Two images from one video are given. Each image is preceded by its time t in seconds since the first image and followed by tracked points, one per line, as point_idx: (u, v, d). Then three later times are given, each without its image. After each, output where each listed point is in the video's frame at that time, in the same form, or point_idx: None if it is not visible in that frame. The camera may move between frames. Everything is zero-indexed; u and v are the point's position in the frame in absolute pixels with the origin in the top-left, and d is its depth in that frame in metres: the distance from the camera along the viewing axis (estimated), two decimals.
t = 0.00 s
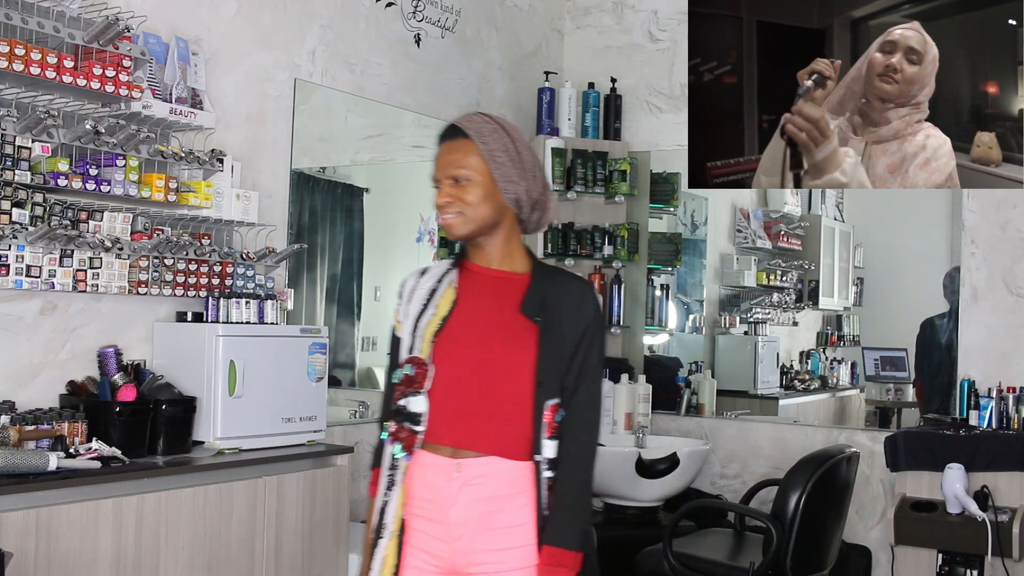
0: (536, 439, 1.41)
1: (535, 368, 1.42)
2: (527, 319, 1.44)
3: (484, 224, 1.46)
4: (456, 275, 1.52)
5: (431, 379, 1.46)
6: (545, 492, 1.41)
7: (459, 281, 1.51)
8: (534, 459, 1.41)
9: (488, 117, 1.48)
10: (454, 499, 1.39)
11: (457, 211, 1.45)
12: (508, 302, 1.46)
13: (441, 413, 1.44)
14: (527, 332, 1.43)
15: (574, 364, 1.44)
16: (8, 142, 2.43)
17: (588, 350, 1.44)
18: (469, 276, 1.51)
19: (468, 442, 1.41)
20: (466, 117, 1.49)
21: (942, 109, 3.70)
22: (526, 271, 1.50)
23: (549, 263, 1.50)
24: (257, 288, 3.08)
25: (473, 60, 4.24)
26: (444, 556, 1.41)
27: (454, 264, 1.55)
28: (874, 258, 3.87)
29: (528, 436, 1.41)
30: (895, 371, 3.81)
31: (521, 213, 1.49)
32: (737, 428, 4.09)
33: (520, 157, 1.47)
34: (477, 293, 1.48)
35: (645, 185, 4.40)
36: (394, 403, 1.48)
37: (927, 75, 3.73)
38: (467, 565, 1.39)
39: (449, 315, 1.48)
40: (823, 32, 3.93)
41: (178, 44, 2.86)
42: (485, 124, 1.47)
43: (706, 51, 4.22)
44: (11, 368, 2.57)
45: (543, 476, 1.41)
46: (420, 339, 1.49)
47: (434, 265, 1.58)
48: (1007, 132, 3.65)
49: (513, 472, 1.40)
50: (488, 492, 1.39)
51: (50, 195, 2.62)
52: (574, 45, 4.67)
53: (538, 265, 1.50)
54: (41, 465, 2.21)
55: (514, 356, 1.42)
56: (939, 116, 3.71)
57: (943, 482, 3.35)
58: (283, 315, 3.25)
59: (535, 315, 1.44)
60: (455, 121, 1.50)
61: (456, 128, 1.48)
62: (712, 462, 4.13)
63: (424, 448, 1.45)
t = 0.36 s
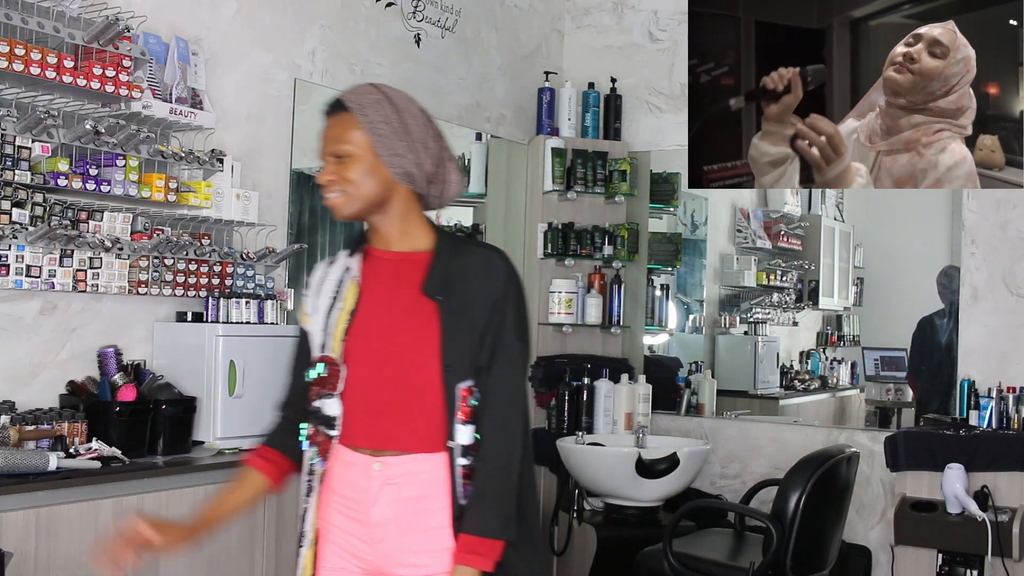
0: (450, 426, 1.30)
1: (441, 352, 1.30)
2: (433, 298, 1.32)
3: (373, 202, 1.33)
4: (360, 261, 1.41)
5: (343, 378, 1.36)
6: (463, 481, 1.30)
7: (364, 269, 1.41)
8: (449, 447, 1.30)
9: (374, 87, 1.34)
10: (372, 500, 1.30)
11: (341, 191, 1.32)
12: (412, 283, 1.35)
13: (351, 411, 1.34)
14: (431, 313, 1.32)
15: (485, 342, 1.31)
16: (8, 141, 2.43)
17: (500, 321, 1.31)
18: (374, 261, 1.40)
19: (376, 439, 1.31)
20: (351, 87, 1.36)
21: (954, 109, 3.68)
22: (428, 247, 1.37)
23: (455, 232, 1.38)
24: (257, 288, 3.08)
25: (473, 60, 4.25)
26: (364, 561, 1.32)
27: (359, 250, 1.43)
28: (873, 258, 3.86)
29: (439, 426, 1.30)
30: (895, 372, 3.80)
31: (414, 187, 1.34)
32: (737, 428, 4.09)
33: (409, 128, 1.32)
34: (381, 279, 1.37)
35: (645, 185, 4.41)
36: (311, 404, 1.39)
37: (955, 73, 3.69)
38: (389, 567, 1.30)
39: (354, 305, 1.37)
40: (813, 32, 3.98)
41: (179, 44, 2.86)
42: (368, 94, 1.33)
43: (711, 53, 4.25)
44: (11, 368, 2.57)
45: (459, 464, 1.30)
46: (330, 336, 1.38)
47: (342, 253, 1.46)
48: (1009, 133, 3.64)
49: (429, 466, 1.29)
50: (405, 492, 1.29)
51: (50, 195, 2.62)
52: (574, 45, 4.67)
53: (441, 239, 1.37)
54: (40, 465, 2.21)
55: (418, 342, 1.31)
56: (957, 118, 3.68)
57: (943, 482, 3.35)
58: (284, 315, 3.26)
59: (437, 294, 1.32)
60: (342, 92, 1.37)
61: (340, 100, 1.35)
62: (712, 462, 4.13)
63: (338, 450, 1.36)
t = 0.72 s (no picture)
0: (415, 412, 1.44)
1: (392, 346, 1.44)
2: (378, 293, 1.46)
3: (286, 207, 1.43)
4: (290, 266, 1.54)
5: (295, 388, 1.47)
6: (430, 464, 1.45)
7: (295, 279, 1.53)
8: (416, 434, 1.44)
9: (268, 87, 1.44)
10: (350, 503, 1.42)
11: (251, 199, 1.41)
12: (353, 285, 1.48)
13: (306, 418, 1.45)
14: (383, 307, 1.45)
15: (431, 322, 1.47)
16: (8, 141, 2.43)
17: (450, 306, 1.49)
18: (306, 264, 1.52)
19: (340, 442, 1.43)
20: (242, 90, 1.44)
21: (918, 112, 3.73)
22: (362, 236, 1.51)
23: (383, 219, 1.53)
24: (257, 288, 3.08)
25: (473, 60, 4.25)
26: (344, 558, 1.44)
27: (281, 257, 1.55)
28: (873, 258, 3.86)
29: (397, 419, 1.43)
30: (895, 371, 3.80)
31: (326, 180, 1.44)
32: (737, 428, 4.10)
33: (305, 128, 1.42)
34: (317, 285, 1.50)
35: (645, 185, 4.40)
36: (252, 418, 1.50)
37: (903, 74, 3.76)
38: (370, 564, 1.43)
39: (294, 313, 1.50)
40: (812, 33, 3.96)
41: (178, 44, 2.86)
42: (263, 95, 1.43)
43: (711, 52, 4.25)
44: (10, 369, 2.57)
45: (425, 449, 1.45)
46: (278, 348, 1.49)
47: (261, 260, 1.59)
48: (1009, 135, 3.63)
49: (397, 459, 1.43)
50: (380, 489, 1.42)
51: (50, 195, 2.63)
52: (574, 45, 4.67)
53: (371, 228, 1.51)
54: (41, 465, 2.20)
55: (367, 339, 1.43)
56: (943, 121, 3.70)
57: (943, 482, 3.36)
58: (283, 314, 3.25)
59: (383, 283, 1.46)
60: (231, 98, 1.46)
61: (231, 107, 1.44)
62: (712, 462, 4.13)
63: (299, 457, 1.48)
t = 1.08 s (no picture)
0: (395, 413, 1.44)
1: (368, 346, 1.44)
2: (352, 294, 1.46)
3: (251, 212, 1.44)
4: (259, 269, 1.55)
5: (270, 394, 1.47)
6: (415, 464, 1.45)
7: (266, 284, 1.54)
8: (399, 436, 1.44)
9: (222, 92, 1.46)
10: (330, 509, 1.43)
11: (216, 209, 1.43)
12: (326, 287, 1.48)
13: (282, 424, 1.47)
14: (358, 307, 1.46)
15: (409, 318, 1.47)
16: (8, 141, 2.43)
17: (426, 301, 1.49)
18: (277, 267, 1.54)
19: (318, 448, 1.44)
20: (196, 97, 1.46)
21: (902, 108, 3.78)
22: (332, 235, 1.52)
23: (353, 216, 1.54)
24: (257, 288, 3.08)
25: (473, 60, 4.24)
26: (327, 562, 1.46)
27: (250, 262, 1.57)
28: (873, 258, 3.86)
29: (376, 422, 1.43)
30: (896, 372, 3.80)
31: (291, 181, 1.46)
32: (736, 428, 4.10)
33: (261, 132, 1.44)
34: (291, 286, 1.51)
35: (645, 185, 4.40)
36: (229, 426, 1.50)
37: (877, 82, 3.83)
38: (353, 569, 1.44)
39: (267, 318, 1.51)
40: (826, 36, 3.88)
41: (179, 44, 2.86)
42: (216, 100, 1.45)
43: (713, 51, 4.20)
44: (10, 369, 2.57)
45: (409, 450, 1.45)
46: (253, 353, 1.50)
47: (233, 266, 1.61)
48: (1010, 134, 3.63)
49: (377, 462, 1.43)
50: (363, 493, 1.42)
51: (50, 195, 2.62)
52: (574, 45, 4.66)
53: (342, 225, 1.52)
54: (41, 466, 2.20)
55: (343, 341, 1.44)
56: (941, 118, 3.72)
57: (943, 482, 3.36)
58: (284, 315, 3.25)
59: (356, 282, 1.46)
60: (185, 106, 1.48)
61: (187, 116, 1.46)
62: (712, 462, 4.14)
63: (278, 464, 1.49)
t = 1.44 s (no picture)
0: (386, 416, 1.44)
1: (362, 346, 1.43)
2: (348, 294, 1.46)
3: (254, 205, 1.43)
4: (258, 267, 1.56)
5: (264, 392, 1.47)
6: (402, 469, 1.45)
7: (264, 282, 1.55)
8: (388, 438, 1.44)
9: (230, 84, 1.45)
10: (318, 510, 1.43)
11: (219, 201, 1.42)
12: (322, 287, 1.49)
13: (276, 423, 1.47)
14: (352, 308, 1.45)
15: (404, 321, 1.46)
16: (8, 141, 2.43)
17: (423, 304, 1.48)
18: (277, 264, 1.54)
19: (309, 447, 1.44)
20: (204, 89, 1.45)
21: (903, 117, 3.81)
22: (332, 235, 1.53)
23: (354, 217, 1.54)
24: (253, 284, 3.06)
25: (473, 60, 4.25)
26: (313, 564, 1.46)
27: (250, 259, 1.57)
28: (873, 259, 3.86)
29: (367, 424, 1.43)
30: (896, 372, 3.80)
31: (296, 177, 1.45)
32: (736, 428, 4.10)
33: (269, 126, 1.43)
34: (288, 285, 1.51)
35: (645, 185, 4.40)
36: (223, 424, 1.50)
37: (875, 90, 3.87)
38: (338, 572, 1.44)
39: (264, 315, 1.52)
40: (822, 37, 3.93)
41: (178, 44, 2.86)
42: (224, 92, 1.44)
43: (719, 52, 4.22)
44: (10, 369, 2.57)
45: (398, 454, 1.44)
46: (249, 349, 1.50)
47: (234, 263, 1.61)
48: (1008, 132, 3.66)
49: (368, 465, 1.43)
50: (349, 497, 1.43)
51: (51, 195, 2.63)
52: (574, 45, 4.66)
53: (342, 225, 1.53)
54: (41, 465, 2.20)
55: (337, 340, 1.44)
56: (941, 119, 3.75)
57: (943, 482, 3.36)
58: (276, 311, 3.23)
59: (353, 282, 1.46)
60: (192, 98, 1.47)
61: (195, 107, 1.44)
62: (712, 462, 4.14)
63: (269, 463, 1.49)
